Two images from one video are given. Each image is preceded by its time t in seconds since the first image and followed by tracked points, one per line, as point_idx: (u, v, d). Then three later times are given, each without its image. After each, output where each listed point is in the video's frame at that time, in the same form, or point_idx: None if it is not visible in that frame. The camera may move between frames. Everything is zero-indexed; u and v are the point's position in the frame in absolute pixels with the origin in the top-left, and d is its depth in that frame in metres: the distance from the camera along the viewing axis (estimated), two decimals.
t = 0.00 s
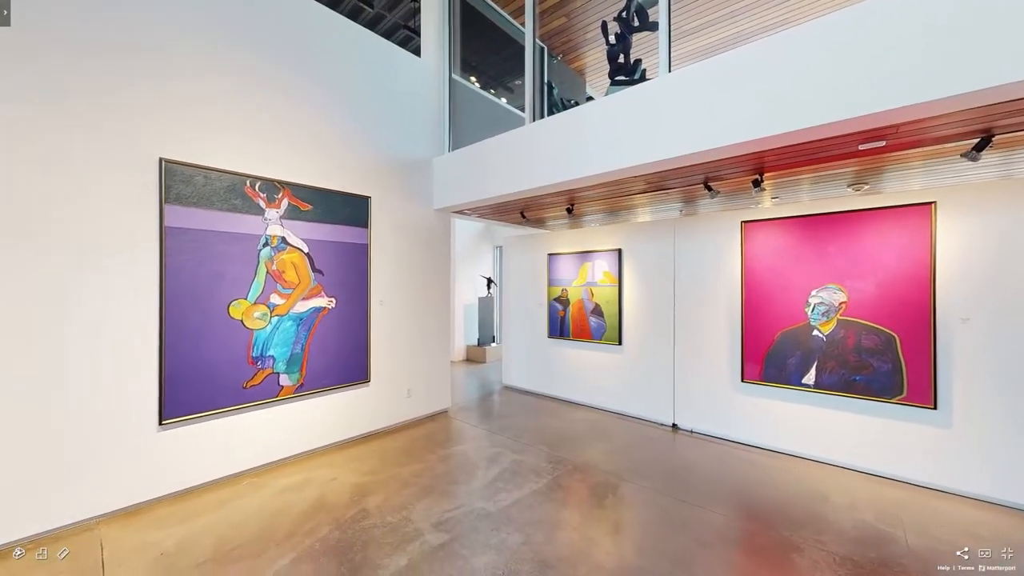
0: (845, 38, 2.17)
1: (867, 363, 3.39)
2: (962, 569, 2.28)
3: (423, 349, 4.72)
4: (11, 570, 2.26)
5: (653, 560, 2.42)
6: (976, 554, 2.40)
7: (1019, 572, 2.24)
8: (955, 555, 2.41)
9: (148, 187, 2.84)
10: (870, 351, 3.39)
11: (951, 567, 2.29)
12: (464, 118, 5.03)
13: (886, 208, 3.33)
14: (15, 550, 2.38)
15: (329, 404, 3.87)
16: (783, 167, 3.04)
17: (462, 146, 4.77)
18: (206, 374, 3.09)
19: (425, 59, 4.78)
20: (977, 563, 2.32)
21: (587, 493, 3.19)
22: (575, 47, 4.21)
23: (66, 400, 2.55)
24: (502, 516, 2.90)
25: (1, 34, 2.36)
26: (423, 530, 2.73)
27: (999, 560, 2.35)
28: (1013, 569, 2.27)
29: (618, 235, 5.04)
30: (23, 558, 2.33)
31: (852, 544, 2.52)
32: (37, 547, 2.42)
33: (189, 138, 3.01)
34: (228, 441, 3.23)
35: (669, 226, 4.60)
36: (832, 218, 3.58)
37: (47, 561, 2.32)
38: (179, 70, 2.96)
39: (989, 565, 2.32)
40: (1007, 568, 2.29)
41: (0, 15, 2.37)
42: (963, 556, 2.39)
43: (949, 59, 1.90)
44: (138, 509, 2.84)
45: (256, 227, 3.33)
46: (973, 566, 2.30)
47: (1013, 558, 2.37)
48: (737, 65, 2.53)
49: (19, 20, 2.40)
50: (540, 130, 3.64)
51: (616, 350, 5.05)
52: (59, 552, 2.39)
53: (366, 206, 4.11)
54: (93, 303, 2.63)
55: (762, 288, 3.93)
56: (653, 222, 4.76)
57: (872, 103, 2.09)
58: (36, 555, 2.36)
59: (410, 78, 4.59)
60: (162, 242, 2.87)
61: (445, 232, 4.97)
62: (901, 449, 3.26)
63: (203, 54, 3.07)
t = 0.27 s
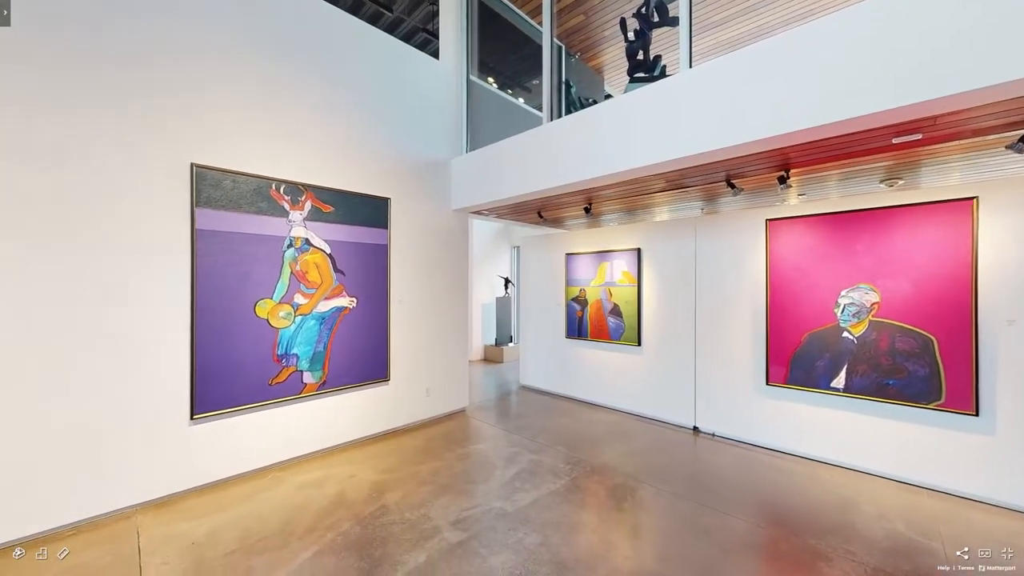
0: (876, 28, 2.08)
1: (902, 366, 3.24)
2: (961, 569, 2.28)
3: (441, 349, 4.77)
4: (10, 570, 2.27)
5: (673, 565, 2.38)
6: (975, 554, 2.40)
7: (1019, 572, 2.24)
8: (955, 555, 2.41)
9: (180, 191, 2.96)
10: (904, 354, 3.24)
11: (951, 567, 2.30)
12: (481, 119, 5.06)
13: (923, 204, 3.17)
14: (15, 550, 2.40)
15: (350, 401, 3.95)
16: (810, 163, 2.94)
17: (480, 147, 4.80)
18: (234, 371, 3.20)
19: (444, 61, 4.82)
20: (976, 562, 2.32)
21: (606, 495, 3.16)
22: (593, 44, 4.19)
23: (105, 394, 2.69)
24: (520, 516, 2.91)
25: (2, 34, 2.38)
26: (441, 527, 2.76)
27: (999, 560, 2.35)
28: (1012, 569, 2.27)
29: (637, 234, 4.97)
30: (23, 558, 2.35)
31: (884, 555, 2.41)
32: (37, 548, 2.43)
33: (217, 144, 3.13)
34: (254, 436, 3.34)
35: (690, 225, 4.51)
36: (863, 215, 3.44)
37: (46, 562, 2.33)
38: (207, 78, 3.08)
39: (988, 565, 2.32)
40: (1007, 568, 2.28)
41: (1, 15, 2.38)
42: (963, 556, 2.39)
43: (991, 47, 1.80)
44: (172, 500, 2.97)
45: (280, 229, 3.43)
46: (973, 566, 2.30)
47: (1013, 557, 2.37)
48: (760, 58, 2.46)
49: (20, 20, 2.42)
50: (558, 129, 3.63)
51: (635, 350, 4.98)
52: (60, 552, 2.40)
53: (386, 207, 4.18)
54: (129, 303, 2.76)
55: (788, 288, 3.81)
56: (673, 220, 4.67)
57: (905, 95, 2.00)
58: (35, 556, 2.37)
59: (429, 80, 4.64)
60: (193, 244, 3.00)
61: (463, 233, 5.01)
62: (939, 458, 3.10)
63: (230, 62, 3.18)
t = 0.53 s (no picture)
0: (911, 15, 1.98)
1: (940, 370, 3.08)
2: (961, 569, 2.29)
3: (459, 348, 4.80)
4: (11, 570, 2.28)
5: (693, 571, 2.34)
6: (976, 554, 2.41)
7: (1020, 572, 2.25)
8: (956, 555, 2.42)
9: (210, 195, 3.08)
10: (943, 357, 3.09)
11: (951, 567, 2.31)
12: (499, 119, 5.07)
13: (964, 200, 3.01)
14: (15, 550, 2.41)
15: (370, 399, 4.02)
16: (839, 158, 2.83)
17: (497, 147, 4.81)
18: (260, 368, 3.31)
19: (461, 62, 4.86)
20: (977, 563, 2.33)
21: (624, 497, 3.13)
22: (612, 41, 4.14)
23: (140, 389, 2.83)
24: (537, 516, 2.91)
25: (2, 34, 2.41)
26: (460, 525, 2.79)
27: (1000, 560, 2.36)
28: (1013, 569, 2.28)
29: (656, 233, 4.88)
30: (23, 558, 2.35)
31: (919, 568, 2.31)
32: (37, 547, 2.44)
33: (244, 149, 3.25)
34: (279, 432, 3.45)
35: (711, 224, 4.41)
36: (898, 212, 3.28)
37: (47, 561, 2.33)
38: (234, 86, 3.19)
39: (989, 565, 2.33)
40: (1008, 568, 2.29)
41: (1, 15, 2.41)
42: (963, 556, 2.40)
43: None
44: (202, 491, 3.09)
45: (304, 230, 3.52)
46: (973, 566, 2.32)
47: (1013, 557, 2.38)
48: (784, 51, 2.39)
49: (20, 20, 2.44)
50: (575, 128, 3.60)
51: (655, 352, 4.90)
52: (59, 553, 2.41)
53: (405, 208, 4.24)
54: (162, 302, 2.89)
55: (816, 288, 3.67)
56: (694, 219, 4.58)
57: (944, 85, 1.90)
58: (36, 555, 2.38)
59: (447, 82, 4.68)
60: (222, 246, 3.12)
61: (481, 233, 5.03)
62: (982, 468, 2.93)
63: (255, 70, 3.30)
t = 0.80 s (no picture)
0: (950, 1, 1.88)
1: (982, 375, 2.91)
2: (961, 569, 2.30)
3: (476, 347, 4.83)
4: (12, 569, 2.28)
5: None
6: (976, 553, 2.42)
7: (1020, 572, 2.26)
8: (956, 555, 2.43)
9: (238, 198, 3.19)
10: (985, 361, 2.92)
11: (952, 567, 2.31)
12: (516, 120, 5.08)
13: (1009, 195, 2.84)
14: (15, 550, 2.41)
15: (390, 397, 4.09)
16: (871, 152, 2.71)
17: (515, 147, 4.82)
18: (284, 366, 3.41)
19: (479, 64, 4.89)
20: (977, 563, 2.34)
21: (644, 501, 3.08)
22: (632, 38, 4.08)
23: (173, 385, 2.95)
24: (555, 517, 2.89)
25: (2, 34, 2.43)
26: (478, 524, 2.80)
27: (999, 560, 2.37)
28: (1013, 569, 2.29)
29: (677, 232, 4.79)
30: (24, 558, 2.36)
31: None
32: (37, 547, 2.44)
33: (270, 154, 3.35)
34: (302, 428, 3.54)
35: (733, 222, 4.30)
36: (936, 208, 3.12)
37: (47, 561, 2.34)
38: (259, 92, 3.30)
39: (989, 565, 2.34)
40: (1008, 568, 2.31)
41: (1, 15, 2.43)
42: (962, 556, 2.41)
43: None
44: (230, 484, 3.21)
45: (326, 232, 3.60)
46: (973, 566, 2.33)
47: (1013, 557, 2.39)
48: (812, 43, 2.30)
49: (19, 19, 2.46)
50: (594, 126, 3.57)
51: (675, 353, 4.81)
52: (58, 553, 2.40)
53: (424, 209, 4.29)
54: (193, 301, 3.01)
55: (847, 288, 3.53)
56: (716, 218, 4.47)
57: (986, 75, 1.80)
58: (36, 555, 2.38)
59: (465, 84, 4.72)
60: (249, 248, 3.23)
61: (499, 233, 5.05)
62: None
63: (279, 76, 3.39)
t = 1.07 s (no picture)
0: None
1: None
2: (962, 569, 2.30)
3: (494, 347, 4.84)
4: (12, 569, 2.29)
5: None
6: (975, 553, 2.42)
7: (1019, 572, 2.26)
8: (955, 555, 2.42)
9: (263, 201, 3.30)
10: None
11: (952, 567, 2.31)
12: (534, 119, 5.07)
13: None
14: (15, 550, 2.42)
15: (409, 396, 4.14)
16: (906, 146, 2.58)
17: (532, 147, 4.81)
18: (307, 364, 3.50)
19: (496, 64, 4.91)
20: (977, 563, 2.34)
21: (663, 505, 3.03)
22: (652, 34, 3.96)
23: (203, 381, 3.07)
24: (573, 518, 2.88)
25: (2, 35, 2.46)
26: (495, 524, 2.81)
27: (999, 559, 2.37)
28: (1013, 569, 2.29)
29: (698, 231, 4.69)
30: (24, 558, 2.37)
31: None
32: (37, 548, 2.45)
33: (294, 158, 3.45)
34: (324, 425, 3.63)
35: (758, 220, 4.18)
36: (978, 203, 2.95)
37: (47, 562, 2.34)
38: (283, 98, 3.40)
39: (988, 565, 2.34)
40: (1007, 568, 2.30)
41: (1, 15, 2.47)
42: (962, 556, 2.41)
43: None
44: (256, 477, 3.31)
45: (347, 233, 3.68)
46: (973, 566, 2.32)
47: (1013, 557, 2.39)
48: (841, 33, 2.22)
49: (18, 19, 2.49)
50: (612, 124, 3.53)
51: (697, 354, 4.70)
52: (59, 552, 2.41)
53: (443, 210, 4.33)
54: (221, 301, 3.13)
55: (879, 288, 3.38)
56: (739, 216, 4.35)
57: None
58: (36, 555, 2.40)
59: (482, 85, 4.74)
60: (274, 249, 3.33)
61: (516, 233, 5.05)
62: None
63: (302, 82, 3.49)
